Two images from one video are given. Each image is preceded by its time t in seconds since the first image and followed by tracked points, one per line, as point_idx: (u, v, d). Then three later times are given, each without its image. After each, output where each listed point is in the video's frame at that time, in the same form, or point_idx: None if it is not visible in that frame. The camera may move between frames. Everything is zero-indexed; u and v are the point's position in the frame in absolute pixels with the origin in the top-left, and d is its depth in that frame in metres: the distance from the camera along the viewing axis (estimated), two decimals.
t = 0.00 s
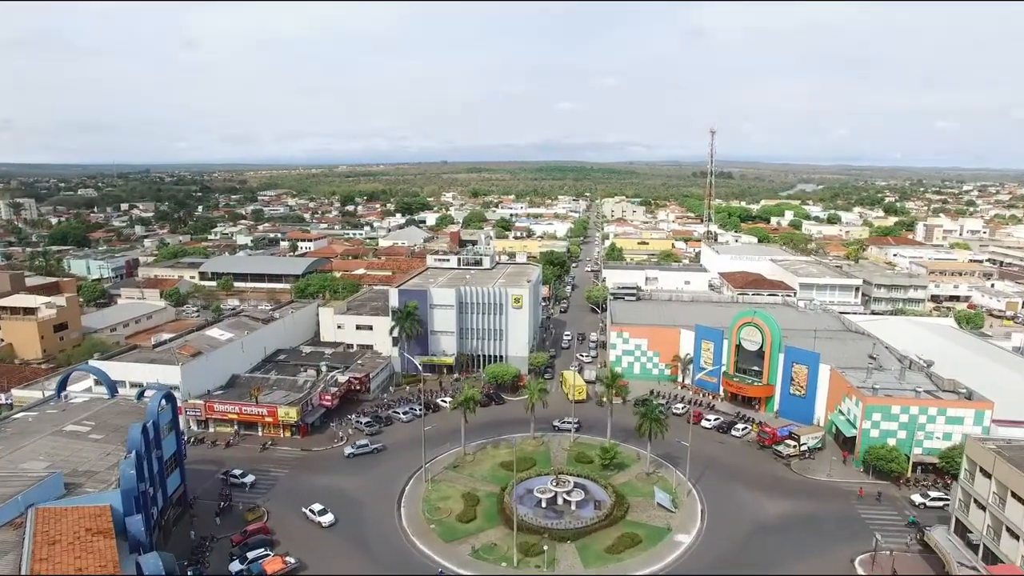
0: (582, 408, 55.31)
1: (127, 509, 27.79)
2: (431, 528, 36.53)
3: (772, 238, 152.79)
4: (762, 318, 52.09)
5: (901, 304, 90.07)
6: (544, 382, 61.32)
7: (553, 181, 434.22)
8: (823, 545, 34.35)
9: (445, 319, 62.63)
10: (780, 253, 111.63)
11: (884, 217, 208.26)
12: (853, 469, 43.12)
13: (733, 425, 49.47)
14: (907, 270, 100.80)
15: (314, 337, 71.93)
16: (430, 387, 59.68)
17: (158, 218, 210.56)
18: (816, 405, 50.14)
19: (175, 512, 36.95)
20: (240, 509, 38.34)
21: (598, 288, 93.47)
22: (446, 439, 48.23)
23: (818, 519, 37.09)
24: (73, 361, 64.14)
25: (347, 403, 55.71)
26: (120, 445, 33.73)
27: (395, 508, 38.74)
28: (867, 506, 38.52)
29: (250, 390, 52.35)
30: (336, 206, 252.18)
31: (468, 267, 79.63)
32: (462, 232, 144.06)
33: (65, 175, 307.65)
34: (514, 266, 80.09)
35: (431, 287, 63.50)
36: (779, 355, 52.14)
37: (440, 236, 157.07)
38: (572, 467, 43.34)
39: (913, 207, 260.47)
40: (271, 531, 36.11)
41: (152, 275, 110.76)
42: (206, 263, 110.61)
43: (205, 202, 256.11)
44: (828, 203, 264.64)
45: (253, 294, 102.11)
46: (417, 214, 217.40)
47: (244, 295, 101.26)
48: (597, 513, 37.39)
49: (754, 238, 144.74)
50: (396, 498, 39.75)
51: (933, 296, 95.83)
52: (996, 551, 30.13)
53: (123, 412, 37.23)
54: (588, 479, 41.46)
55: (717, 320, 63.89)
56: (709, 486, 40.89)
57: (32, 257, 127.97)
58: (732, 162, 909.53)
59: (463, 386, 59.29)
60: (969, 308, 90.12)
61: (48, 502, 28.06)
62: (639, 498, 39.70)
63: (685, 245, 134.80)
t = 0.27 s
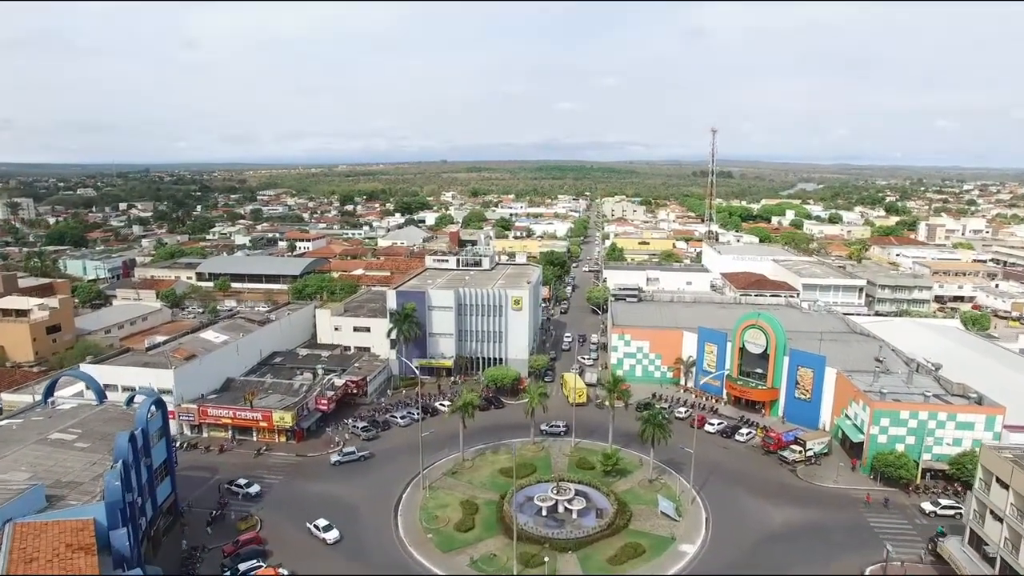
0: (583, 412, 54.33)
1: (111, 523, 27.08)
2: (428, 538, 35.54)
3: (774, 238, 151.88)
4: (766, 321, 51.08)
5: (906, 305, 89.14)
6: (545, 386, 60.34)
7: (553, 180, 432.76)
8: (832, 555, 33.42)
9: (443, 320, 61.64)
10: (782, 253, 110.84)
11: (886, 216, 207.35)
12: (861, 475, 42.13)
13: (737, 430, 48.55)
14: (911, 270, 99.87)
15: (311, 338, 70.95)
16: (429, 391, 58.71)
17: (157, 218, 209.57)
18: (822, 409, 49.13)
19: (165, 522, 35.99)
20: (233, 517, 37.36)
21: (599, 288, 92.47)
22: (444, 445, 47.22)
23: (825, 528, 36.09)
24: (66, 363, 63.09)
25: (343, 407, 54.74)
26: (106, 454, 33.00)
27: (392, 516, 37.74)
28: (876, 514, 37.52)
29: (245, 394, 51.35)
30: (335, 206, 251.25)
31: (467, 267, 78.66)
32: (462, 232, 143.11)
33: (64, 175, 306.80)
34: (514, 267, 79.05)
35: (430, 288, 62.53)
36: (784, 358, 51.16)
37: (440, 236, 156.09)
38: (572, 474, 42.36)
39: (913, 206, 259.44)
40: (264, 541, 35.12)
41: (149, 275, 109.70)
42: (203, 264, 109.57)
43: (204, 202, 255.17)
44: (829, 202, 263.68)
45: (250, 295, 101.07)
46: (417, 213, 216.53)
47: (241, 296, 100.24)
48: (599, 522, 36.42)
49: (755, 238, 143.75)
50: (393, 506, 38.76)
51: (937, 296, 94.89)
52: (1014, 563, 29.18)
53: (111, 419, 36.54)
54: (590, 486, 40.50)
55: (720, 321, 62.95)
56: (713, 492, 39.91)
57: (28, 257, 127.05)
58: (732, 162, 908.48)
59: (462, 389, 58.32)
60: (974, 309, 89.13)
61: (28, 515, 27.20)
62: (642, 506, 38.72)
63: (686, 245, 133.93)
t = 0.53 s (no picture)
0: (584, 414, 53.48)
1: (97, 534, 26.59)
2: (426, 545, 34.74)
3: (775, 237, 150.96)
4: (770, 322, 50.32)
5: (909, 305, 88.39)
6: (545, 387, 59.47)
7: (553, 179, 431.75)
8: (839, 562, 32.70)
9: (442, 321, 60.77)
10: (783, 252, 109.97)
11: (888, 215, 206.47)
12: (867, 480, 41.32)
13: (741, 433, 47.72)
14: (914, 270, 99.12)
15: (309, 339, 70.12)
16: (427, 393, 57.89)
17: (155, 217, 208.48)
18: (827, 411, 48.31)
19: (155, 530, 35.21)
20: (226, 524, 36.50)
21: (600, 288, 91.59)
22: (443, 449, 46.40)
23: (831, 533, 35.35)
24: (59, 365, 62.19)
25: (340, 409, 53.90)
26: (94, 461, 32.43)
27: (389, 523, 36.89)
28: (883, 520, 36.70)
29: (239, 397, 50.47)
30: (334, 205, 250.13)
31: (466, 267, 77.79)
32: (461, 231, 142.19)
33: (63, 173, 305.63)
34: (514, 266, 78.23)
35: (429, 288, 61.70)
36: (788, 359, 50.38)
37: (439, 236, 155.09)
38: (573, 478, 41.56)
39: (914, 204, 258.41)
40: (258, 549, 34.24)
41: (145, 275, 108.74)
42: (200, 263, 108.61)
43: (202, 201, 254.15)
44: (829, 200, 262.67)
45: (247, 295, 100.09)
46: (416, 212, 215.66)
47: (238, 296, 99.33)
48: (601, 528, 35.59)
49: (757, 237, 142.82)
50: (390, 513, 37.95)
51: (941, 296, 94.02)
52: None
53: (100, 424, 35.93)
54: (591, 491, 39.69)
55: (723, 322, 62.14)
56: (716, 498, 39.15)
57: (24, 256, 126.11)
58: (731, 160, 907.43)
59: (460, 391, 57.47)
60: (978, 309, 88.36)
61: (8, 527, 26.50)
62: (644, 511, 37.92)
63: (687, 245, 133.05)
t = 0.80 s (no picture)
0: (585, 415, 52.50)
1: (78, 546, 25.91)
2: (423, 552, 33.81)
3: (777, 234, 149.82)
4: (774, 321, 49.43)
5: (913, 303, 87.39)
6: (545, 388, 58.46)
7: (554, 174, 430.17)
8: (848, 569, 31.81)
9: (440, 320, 59.78)
10: (785, 249, 108.87)
11: (890, 211, 205.12)
12: (874, 484, 40.39)
13: (745, 434, 46.82)
14: (917, 267, 98.13)
15: (305, 338, 69.21)
16: (425, 393, 56.97)
17: (153, 213, 207.43)
18: (832, 413, 47.33)
19: (145, 536, 34.36)
20: (218, 530, 35.54)
21: (601, 286, 90.51)
22: (440, 451, 45.48)
23: (839, 539, 34.45)
24: (51, 364, 61.20)
25: (337, 410, 52.95)
26: (77, 468, 32.17)
27: (385, 529, 35.94)
28: (892, 526, 35.76)
29: (233, 398, 49.56)
30: (333, 201, 249.02)
31: (465, 265, 76.75)
32: (460, 227, 141.09)
33: (61, 169, 304.05)
34: (513, 264, 77.27)
35: (426, 287, 60.74)
36: (793, 359, 49.45)
37: (438, 232, 154.15)
38: (574, 482, 40.66)
39: (915, 200, 257.15)
40: (250, 556, 33.33)
41: (142, 272, 107.75)
42: (197, 261, 107.64)
43: (201, 197, 252.94)
44: (831, 196, 261.61)
45: (244, 293, 99.08)
46: (416, 208, 214.50)
47: (235, 294, 98.45)
48: (603, 535, 34.69)
49: (758, 233, 141.69)
50: (386, 518, 36.99)
51: (945, 294, 92.92)
52: None
53: (85, 429, 35.67)
54: (592, 495, 38.77)
55: (726, 321, 61.16)
56: (721, 502, 38.25)
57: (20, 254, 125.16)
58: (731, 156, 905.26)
59: (459, 392, 56.55)
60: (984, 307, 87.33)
61: None
62: (646, 517, 37.04)
63: (688, 241, 131.92)
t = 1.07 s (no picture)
0: (586, 412, 51.72)
1: (61, 555, 25.38)
2: (420, 554, 33.08)
3: (778, 227, 148.79)
4: (779, 317, 48.59)
5: (917, 297, 86.47)
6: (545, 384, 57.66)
7: (553, 167, 428.55)
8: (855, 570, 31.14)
9: (438, 316, 58.93)
10: (787, 242, 107.78)
11: (892, 204, 203.83)
12: (880, 483, 39.68)
13: (748, 432, 46.08)
14: (920, 261, 97.14)
15: (302, 333, 68.40)
16: (423, 389, 56.20)
17: (151, 207, 206.20)
18: (837, 410, 46.51)
19: (137, 539, 33.68)
20: (212, 532, 34.77)
21: (601, 280, 89.60)
22: (438, 450, 44.69)
23: (845, 540, 33.77)
24: (45, 360, 60.39)
25: (334, 407, 52.19)
26: (64, 470, 31.67)
27: (382, 530, 35.21)
28: (900, 527, 35.01)
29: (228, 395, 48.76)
30: (332, 194, 247.70)
31: (464, 259, 75.78)
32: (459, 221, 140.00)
33: (59, 162, 302.52)
34: (513, 258, 76.35)
35: (425, 282, 59.85)
36: (797, 356, 48.63)
37: (437, 226, 153.15)
38: (575, 482, 39.91)
39: (917, 193, 255.93)
40: (244, 560, 32.55)
41: (138, 266, 106.76)
42: (193, 255, 106.65)
43: (200, 190, 251.53)
44: (832, 189, 260.51)
45: (241, 287, 98.19)
46: (415, 201, 213.17)
47: (232, 288, 97.53)
48: (604, 537, 33.96)
49: (760, 227, 140.59)
50: (384, 518, 36.28)
51: (948, 288, 92.01)
52: None
53: (74, 430, 35.11)
54: (593, 495, 38.07)
55: (729, 316, 60.33)
56: (724, 502, 37.56)
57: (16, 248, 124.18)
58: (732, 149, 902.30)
59: (458, 388, 55.78)
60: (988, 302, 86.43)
61: None
62: (649, 517, 36.32)
63: (689, 235, 130.94)
